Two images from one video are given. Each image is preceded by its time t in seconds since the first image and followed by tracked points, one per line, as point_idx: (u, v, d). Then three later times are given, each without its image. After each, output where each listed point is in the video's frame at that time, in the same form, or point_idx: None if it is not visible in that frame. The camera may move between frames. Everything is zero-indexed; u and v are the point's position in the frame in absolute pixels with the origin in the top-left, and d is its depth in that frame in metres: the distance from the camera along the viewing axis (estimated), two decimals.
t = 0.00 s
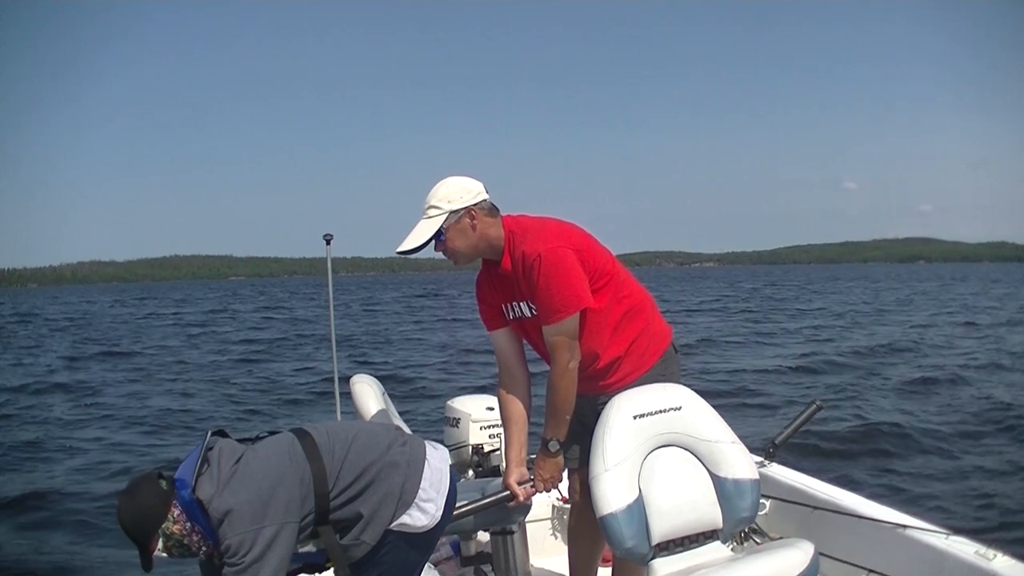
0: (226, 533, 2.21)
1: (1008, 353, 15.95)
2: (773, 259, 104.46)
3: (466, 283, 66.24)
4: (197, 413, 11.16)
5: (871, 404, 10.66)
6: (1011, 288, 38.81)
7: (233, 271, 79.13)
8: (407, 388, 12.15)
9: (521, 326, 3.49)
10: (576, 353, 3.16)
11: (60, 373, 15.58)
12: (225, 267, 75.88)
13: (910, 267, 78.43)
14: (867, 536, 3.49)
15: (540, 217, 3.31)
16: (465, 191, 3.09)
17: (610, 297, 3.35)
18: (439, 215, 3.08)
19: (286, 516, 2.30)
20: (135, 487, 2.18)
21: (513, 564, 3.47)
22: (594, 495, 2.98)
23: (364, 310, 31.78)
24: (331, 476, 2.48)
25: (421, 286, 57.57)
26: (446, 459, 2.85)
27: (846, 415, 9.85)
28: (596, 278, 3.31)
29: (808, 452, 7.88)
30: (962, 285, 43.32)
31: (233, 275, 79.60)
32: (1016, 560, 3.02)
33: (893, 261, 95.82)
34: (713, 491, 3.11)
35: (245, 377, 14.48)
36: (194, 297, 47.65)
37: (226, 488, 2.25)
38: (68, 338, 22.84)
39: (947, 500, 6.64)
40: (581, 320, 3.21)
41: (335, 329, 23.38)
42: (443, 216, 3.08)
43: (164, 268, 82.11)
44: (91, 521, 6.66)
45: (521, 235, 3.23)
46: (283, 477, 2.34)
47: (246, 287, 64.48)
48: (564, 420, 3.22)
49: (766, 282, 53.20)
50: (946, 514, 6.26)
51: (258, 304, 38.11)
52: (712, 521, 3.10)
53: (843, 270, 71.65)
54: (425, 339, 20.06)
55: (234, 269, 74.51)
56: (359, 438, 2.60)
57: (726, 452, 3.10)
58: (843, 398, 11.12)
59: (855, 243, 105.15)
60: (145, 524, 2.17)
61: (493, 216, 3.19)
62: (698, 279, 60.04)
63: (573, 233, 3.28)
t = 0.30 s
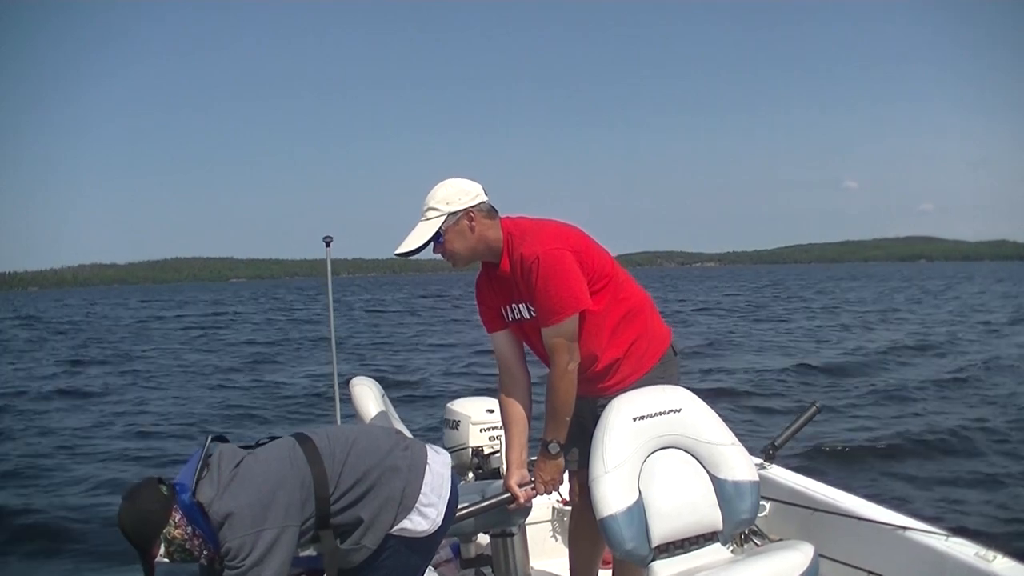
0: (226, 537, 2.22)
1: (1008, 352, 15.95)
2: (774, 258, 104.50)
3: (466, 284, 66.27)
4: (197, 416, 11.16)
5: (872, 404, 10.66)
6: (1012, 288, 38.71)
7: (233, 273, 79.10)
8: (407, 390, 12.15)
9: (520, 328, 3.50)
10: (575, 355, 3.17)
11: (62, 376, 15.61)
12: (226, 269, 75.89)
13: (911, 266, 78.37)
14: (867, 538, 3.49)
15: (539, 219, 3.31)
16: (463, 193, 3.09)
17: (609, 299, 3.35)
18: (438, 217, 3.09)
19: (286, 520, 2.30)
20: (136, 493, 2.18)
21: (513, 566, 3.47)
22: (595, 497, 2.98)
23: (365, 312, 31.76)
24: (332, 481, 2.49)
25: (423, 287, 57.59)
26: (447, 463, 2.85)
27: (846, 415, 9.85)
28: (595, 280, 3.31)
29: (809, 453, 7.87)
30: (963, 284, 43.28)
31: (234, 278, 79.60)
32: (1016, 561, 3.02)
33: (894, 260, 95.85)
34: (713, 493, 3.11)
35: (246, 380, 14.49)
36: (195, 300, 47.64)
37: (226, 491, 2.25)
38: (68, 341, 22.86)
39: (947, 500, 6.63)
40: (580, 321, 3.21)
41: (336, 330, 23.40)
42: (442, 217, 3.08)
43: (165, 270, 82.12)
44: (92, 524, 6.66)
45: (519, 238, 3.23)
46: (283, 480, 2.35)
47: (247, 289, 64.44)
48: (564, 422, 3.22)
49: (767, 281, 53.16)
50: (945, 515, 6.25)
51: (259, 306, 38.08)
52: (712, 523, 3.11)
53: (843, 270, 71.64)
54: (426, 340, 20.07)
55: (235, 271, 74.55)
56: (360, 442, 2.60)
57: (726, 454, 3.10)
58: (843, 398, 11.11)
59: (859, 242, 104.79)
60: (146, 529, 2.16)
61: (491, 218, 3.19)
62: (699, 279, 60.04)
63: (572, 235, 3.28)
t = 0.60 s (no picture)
0: (228, 539, 2.22)
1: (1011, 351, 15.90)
2: (775, 257, 104.36)
3: (467, 285, 66.16)
4: (198, 419, 11.17)
5: (873, 404, 10.64)
6: (1014, 286, 38.62)
7: (234, 275, 79.03)
8: (408, 391, 12.16)
9: (520, 329, 3.49)
10: (575, 357, 3.17)
11: (64, 379, 15.65)
12: (227, 271, 75.99)
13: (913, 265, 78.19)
14: (867, 540, 3.49)
15: (539, 221, 3.31)
16: (464, 194, 3.10)
17: (608, 302, 3.35)
18: (438, 217, 3.09)
19: (287, 521, 2.30)
20: (137, 498, 2.18)
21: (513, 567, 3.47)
22: (595, 498, 2.99)
23: (367, 314, 31.74)
24: (333, 483, 2.49)
25: (423, 289, 57.65)
26: (449, 464, 2.85)
27: (847, 415, 9.83)
28: (595, 282, 3.30)
29: (809, 453, 7.88)
30: (967, 282, 43.10)
31: (236, 280, 79.55)
32: (1016, 563, 3.03)
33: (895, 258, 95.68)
34: (713, 495, 3.11)
35: (247, 382, 14.52)
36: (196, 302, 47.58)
37: (227, 493, 2.25)
38: (70, 345, 22.89)
39: (948, 500, 6.63)
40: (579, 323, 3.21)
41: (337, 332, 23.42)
42: (442, 218, 3.08)
43: (166, 273, 82.09)
44: (94, 527, 6.68)
45: (519, 240, 3.23)
46: (285, 482, 2.35)
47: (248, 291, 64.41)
48: (564, 423, 3.22)
49: (768, 281, 53.18)
50: (947, 515, 6.25)
51: (260, 308, 38.09)
52: (712, 525, 3.11)
53: (845, 269, 71.52)
54: (427, 342, 20.07)
55: (235, 273, 74.64)
56: (360, 445, 2.61)
57: (726, 456, 3.10)
58: (843, 397, 11.12)
59: (858, 240, 104.93)
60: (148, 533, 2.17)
61: (492, 219, 3.19)
62: (701, 279, 59.92)
63: (571, 236, 3.28)
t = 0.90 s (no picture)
0: (230, 537, 2.22)
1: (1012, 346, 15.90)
2: (775, 254, 104.32)
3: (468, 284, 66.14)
4: (199, 419, 11.19)
5: (874, 400, 10.65)
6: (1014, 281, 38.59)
7: (235, 275, 78.99)
8: (410, 390, 12.18)
9: (519, 326, 3.49)
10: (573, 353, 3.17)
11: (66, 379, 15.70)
12: (228, 271, 76.03)
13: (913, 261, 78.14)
14: (868, 536, 3.49)
15: (536, 218, 3.31)
16: (460, 193, 3.09)
17: (607, 298, 3.34)
18: (435, 216, 3.09)
19: (288, 518, 2.30)
20: (139, 498, 2.18)
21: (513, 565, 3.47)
22: (595, 496, 2.98)
23: (367, 313, 31.75)
24: (334, 480, 2.49)
25: (425, 288, 57.70)
26: (449, 460, 2.85)
27: (848, 412, 9.83)
28: (593, 279, 3.30)
29: (810, 450, 7.88)
30: (967, 278, 43.02)
31: (236, 281, 79.51)
32: (1017, 559, 3.02)
33: (896, 254, 95.60)
34: (714, 492, 3.11)
35: (249, 382, 14.55)
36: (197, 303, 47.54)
37: (229, 490, 2.25)
38: (70, 345, 22.89)
39: (949, 496, 6.63)
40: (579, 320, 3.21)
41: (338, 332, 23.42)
42: (438, 217, 3.08)
43: (166, 274, 82.03)
44: (96, 525, 6.70)
45: (517, 239, 3.22)
46: (286, 479, 2.35)
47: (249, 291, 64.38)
48: (564, 419, 3.22)
49: (770, 279, 53.23)
50: (948, 511, 6.25)
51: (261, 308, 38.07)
52: (713, 521, 3.10)
53: (846, 266, 71.50)
54: (427, 341, 20.07)
55: (236, 274, 74.68)
56: (361, 442, 2.60)
57: (726, 453, 3.09)
58: (844, 394, 11.12)
59: (860, 236, 104.83)
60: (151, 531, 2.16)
61: (489, 217, 3.19)
62: (701, 276, 59.82)
63: (569, 232, 3.28)
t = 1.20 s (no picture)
0: (232, 533, 2.22)
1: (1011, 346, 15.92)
2: (774, 253, 104.25)
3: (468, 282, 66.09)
4: (199, 416, 11.18)
5: (873, 399, 10.66)
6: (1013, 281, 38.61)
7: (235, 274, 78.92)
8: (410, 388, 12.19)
9: (520, 321, 3.46)
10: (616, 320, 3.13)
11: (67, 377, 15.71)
12: (228, 269, 76.07)
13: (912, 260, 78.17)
14: (869, 532, 3.49)
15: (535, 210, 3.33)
16: (458, 187, 3.10)
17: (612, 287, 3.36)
18: (433, 211, 3.10)
19: (291, 514, 2.30)
20: (142, 494, 2.19)
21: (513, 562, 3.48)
22: (596, 491, 2.99)
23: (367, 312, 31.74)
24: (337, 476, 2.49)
25: (426, 286, 57.80)
26: (452, 457, 2.85)
27: (847, 410, 9.84)
28: (598, 267, 3.31)
29: (810, 448, 7.89)
30: (966, 278, 43.05)
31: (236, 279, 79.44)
32: (1018, 556, 3.03)
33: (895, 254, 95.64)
34: (715, 488, 3.11)
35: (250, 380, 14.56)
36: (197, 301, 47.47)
37: (231, 487, 2.26)
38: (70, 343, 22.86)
39: (949, 493, 6.65)
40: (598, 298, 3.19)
41: (337, 330, 23.42)
42: (437, 211, 3.09)
43: (166, 272, 81.91)
44: (97, 522, 6.71)
45: (520, 229, 3.22)
46: (288, 476, 2.35)
47: (249, 289, 64.29)
48: (598, 386, 3.17)
49: (770, 278, 53.28)
50: (948, 509, 6.26)
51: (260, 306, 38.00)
52: (714, 517, 3.10)
53: (846, 265, 71.51)
54: (427, 339, 20.05)
55: (237, 272, 74.88)
56: (364, 438, 2.61)
57: (727, 449, 3.09)
58: (844, 393, 11.13)
59: (860, 236, 104.86)
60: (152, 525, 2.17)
61: (488, 210, 3.19)
62: (701, 275, 59.80)
63: (571, 222, 3.31)
